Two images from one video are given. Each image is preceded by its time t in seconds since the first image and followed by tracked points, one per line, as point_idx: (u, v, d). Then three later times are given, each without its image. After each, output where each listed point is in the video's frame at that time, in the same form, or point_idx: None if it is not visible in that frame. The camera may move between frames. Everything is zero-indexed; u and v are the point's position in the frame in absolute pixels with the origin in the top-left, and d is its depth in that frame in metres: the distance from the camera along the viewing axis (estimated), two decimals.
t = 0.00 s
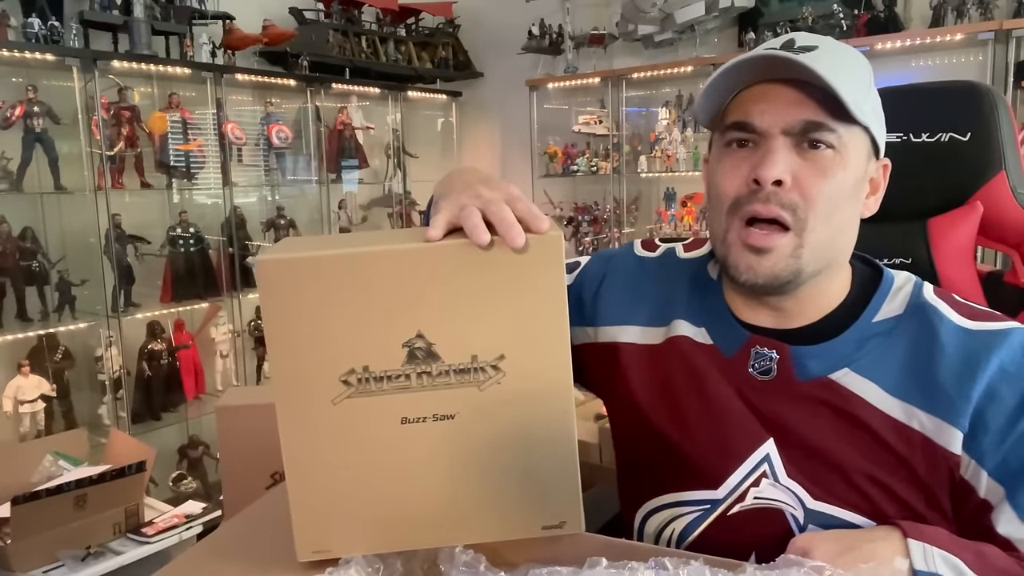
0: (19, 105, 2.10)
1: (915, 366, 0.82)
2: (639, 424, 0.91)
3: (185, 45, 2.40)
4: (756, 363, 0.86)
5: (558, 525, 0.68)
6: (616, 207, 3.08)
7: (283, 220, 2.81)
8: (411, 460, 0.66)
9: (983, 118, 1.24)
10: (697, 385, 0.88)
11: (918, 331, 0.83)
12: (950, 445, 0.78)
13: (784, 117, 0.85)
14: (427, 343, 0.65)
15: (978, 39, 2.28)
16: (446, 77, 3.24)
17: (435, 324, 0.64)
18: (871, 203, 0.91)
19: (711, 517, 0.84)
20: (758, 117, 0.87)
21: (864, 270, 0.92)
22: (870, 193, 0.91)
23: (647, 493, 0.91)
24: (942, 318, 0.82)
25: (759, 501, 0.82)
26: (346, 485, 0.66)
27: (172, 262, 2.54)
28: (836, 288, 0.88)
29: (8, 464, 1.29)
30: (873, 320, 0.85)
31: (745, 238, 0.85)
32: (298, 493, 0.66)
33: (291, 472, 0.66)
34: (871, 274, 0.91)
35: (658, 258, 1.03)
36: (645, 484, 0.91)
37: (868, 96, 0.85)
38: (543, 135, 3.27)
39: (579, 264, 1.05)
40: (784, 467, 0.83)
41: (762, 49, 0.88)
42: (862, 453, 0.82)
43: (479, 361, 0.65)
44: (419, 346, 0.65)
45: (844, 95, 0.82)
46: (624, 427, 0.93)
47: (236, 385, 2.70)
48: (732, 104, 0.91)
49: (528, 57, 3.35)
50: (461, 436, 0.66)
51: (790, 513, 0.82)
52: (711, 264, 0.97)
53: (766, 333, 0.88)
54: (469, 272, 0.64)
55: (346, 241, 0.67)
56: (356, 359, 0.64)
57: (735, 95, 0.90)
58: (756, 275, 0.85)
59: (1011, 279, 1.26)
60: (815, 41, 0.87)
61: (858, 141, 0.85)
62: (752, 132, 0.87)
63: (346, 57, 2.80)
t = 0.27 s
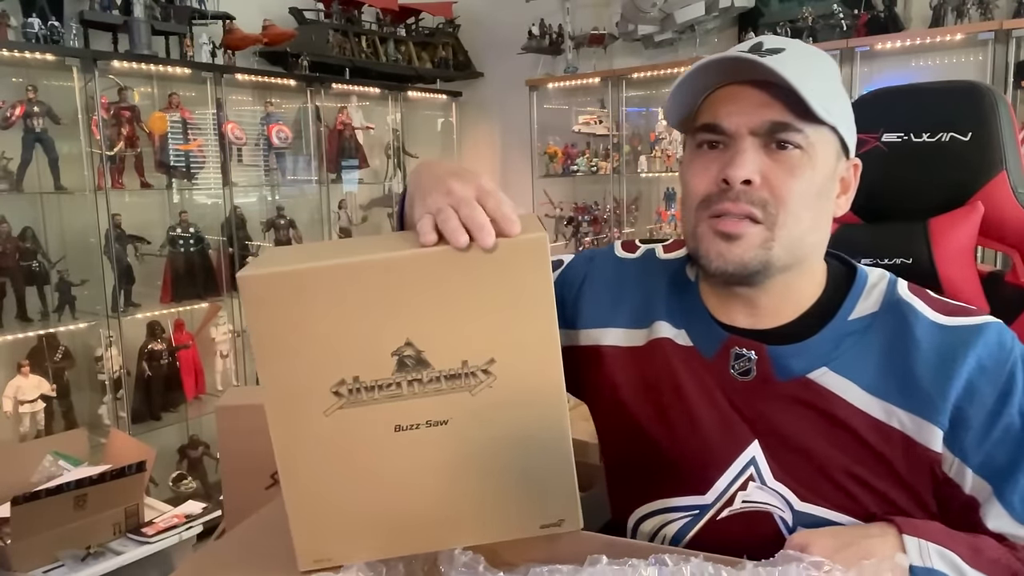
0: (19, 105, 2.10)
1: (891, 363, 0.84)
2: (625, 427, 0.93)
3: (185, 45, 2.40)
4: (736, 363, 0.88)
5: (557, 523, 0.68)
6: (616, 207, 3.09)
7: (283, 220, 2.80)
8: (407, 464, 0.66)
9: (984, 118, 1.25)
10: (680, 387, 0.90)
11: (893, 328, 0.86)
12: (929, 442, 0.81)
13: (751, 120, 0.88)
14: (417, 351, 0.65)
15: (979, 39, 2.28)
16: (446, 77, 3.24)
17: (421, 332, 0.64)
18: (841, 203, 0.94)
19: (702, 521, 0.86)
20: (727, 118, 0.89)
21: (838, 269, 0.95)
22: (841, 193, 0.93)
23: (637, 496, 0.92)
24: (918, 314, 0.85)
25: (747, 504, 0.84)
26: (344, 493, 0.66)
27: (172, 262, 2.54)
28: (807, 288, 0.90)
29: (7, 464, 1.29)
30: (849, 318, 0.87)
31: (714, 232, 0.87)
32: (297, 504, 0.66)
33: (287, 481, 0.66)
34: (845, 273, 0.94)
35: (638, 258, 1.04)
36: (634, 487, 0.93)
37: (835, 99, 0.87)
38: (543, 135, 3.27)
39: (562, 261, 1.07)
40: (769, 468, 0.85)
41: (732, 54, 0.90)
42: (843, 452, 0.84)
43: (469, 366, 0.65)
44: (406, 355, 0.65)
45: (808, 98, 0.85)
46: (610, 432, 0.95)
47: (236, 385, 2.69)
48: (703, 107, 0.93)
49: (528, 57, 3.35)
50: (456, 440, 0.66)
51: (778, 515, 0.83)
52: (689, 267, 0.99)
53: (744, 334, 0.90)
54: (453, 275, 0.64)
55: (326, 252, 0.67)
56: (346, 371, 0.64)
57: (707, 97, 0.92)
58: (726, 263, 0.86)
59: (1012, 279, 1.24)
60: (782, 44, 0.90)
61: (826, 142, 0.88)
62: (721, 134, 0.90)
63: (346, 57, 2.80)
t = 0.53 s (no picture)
0: (20, 105, 2.10)
1: (859, 355, 0.86)
2: (600, 421, 0.94)
3: (185, 45, 2.40)
4: (708, 358, 0.89)
5: (544, 535, 0.67)
6: (616, 207, 3.09)
7: (283, 220, 2.81)
8: (398, 464, 0.66)
9: (978, 119, 1.24)
10: (659, 383, 0.90)
11: (859, 321, 0.87)
12: (895, 431, 0.83)
13: (722, 116, 0.89)
14: (402, 358, 0.64)
15: (978, 39, 2.28)
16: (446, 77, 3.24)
17: (406, 339, 0.64)
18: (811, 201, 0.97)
19: (680, 512, 0.87)
20: (698, 116, 0.90)
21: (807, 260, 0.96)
22: (811, 191, 0.96)
23: (615, 490, 0.94)
24: (884, 306, 0.87)
25: (722, 494, 0.86)
26: (335, 491, 0.67)
27: (172, 262, 2.54)
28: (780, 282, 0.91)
29: (7, 463, 1.29)
30: (816, 311, 0.88)
31: (687, 225, 0.87)
32: (287, 502, 0.67)
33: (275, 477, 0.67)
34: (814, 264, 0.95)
35: (621, 251, 1.04)
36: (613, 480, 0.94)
37: (803, 99, 0.90)
38: (543, 135, 3.27)
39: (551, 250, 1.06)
40: (745, 459, 0.86)
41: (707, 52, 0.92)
42: (816, 444, 0.85)
43: (453, 376, 0.65)
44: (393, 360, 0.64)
45: (777, 95, 0.87)
46: (587, 426, 0.95)
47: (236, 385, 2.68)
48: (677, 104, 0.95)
49: (528, 57, 3.35)
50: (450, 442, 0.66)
51: (754, 505, 0.85)
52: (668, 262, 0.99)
53: (715, 329, 0.90)
54: (440, 276, 0.63)
55: (311, 256, 0.67)
56: (330, 375, 0.64)
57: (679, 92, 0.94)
58: (698, 257, 0.87)
59: (1008, 277, 1.23)
60: (753, 44, 0.92)
61: (794, 140, 0.90)
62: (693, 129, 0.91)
63: (346, 57, 2.80)
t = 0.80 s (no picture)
0: (20, 105, 2.10)
1: (849, 345, 0.87)
2: (597, 426, 0.93)
3: (185, 45, 2.40)
4: (702, 356, 0.89)
5: (540, 537, 0.67)
6: (617, 207, 3.09)
7: (283, 220, 2.81)
8: (403, 463, 0.66)
9: (977, 119, 1.25)
10: (655, 384, 0.90)
11: (850, 313, 0.88)
12: (890, 417, 0.84)
13: (713, 116, 0.91)
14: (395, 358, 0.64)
15: (978, 39, 2.28)
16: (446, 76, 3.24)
17: (400, 339, 0.64)
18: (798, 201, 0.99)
19: (676, 516, 0.87)
20: (686, 113, 0.92)
21: (796, 257, 0.96)
22: (797, 192, 0.98)
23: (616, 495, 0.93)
24: (873, 296, 0.88)
25: (718, 496, 0.85)
26: (334, 490, 0.67)
27: (172, 261, 2.54)
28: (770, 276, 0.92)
29: (7, 464, 1.29)
30: (805, 305, 0.89)
31: (679, 225, 0.88)
32: (287, 502, 0.67)
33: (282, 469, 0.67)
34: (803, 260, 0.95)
35: (607, 257, 1.04)
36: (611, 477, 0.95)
37: (791, 98, 0.91)
38: (543, 135, 3.27)
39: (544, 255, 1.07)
40: (739, 460, 0.86)
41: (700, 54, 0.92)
42: (813, 439, 0.86)
43: (447, 375, 0.65)
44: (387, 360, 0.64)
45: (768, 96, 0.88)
46: (584, 432, 0.95)
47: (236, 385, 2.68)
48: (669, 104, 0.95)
49: (528, 56, 3.35)
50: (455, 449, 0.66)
51: (749, 505, 0.85)
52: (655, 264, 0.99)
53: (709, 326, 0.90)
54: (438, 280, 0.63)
55: (309, 257, 0.67)
56: (327, 375, 0.64)
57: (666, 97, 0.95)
58: (689, 256, 0.88)
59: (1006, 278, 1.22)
60: (743, 45, 0.93)
61: (783, 140, 0.91)
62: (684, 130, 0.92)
63: (346, 57, 2.80)
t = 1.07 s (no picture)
0: (19, 105, 2.10)
1: (956, 378, 0.71)
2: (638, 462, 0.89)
3: (185, 45, 2.39)
4: (783, 380, 0.76)
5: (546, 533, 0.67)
6: (617, 208, 3.06)
7: (283, 220, 2.82)
8: (284, 485, 0.78)
9: (989, 120, 1.25)
10: (710, 401, 0.81)
11: (953, 340, 0.73)
12: (989, 463, 0.68)
13: (788, 132, 0.76)
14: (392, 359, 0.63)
15: (978, 39, 2.28)
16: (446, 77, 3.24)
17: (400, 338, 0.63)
18: (895, 204, 0.82)
19: (710, 531, 0.79)
20: (761, 137, 0.77)
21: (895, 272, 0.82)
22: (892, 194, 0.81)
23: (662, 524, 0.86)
24: (984, 325, 0.72)
25: (757, 518, 0.75)
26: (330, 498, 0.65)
27: (172, 261, 2.54)
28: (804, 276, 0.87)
29: (8, 464, 1.29)
30: (907, 330, 0.74)
31: (765, 270, 0.76)
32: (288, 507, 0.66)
33: None
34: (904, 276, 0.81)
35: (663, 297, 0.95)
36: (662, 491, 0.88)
37: (877, 99, 0.76)
38: (543, 135, 3.27)
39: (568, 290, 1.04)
40: (784, 484, 0.75)
41: (752, 68, 0.79)
42: (894, 480, 0.71)
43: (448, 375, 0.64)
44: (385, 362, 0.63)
45: (847, 106, 0.73)
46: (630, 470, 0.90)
47: (235, 384, 2.71)
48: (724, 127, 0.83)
49: (527, 57, 3.35)
50: (324, 452, 0.83)
51: (789, 534, 0.73)
52: (731, 282, 0.89)
53: (798, 348, 0.78)
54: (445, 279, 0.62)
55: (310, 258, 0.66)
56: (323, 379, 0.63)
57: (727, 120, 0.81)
58: (785, 306, 0.75)
59: (1013, 280, 1.24)
60: (808, 49, 0.79)
61: (870, 147, 0.76)
62: (756, 154, 0.78)
63: (346, 57, 2.79)
